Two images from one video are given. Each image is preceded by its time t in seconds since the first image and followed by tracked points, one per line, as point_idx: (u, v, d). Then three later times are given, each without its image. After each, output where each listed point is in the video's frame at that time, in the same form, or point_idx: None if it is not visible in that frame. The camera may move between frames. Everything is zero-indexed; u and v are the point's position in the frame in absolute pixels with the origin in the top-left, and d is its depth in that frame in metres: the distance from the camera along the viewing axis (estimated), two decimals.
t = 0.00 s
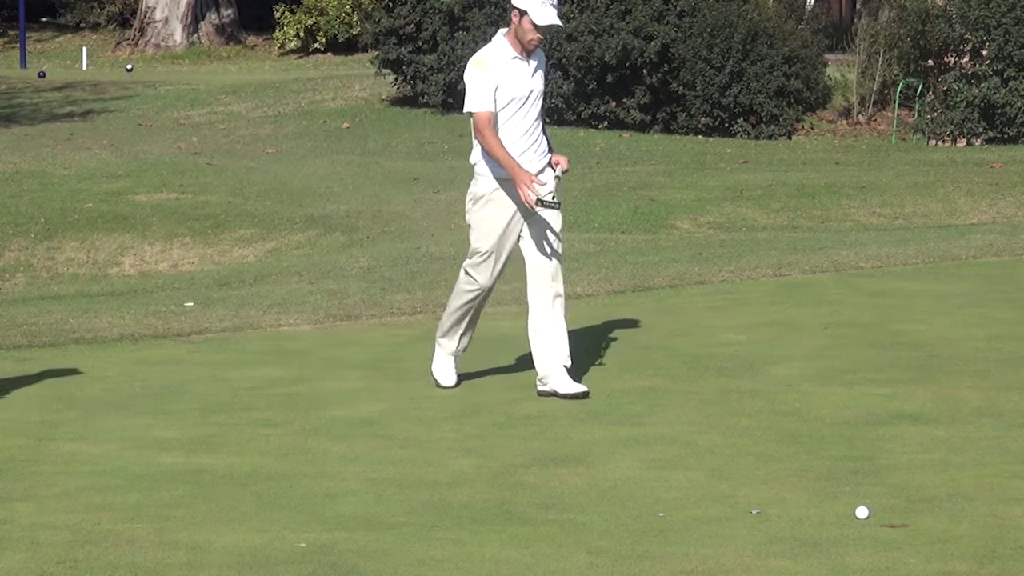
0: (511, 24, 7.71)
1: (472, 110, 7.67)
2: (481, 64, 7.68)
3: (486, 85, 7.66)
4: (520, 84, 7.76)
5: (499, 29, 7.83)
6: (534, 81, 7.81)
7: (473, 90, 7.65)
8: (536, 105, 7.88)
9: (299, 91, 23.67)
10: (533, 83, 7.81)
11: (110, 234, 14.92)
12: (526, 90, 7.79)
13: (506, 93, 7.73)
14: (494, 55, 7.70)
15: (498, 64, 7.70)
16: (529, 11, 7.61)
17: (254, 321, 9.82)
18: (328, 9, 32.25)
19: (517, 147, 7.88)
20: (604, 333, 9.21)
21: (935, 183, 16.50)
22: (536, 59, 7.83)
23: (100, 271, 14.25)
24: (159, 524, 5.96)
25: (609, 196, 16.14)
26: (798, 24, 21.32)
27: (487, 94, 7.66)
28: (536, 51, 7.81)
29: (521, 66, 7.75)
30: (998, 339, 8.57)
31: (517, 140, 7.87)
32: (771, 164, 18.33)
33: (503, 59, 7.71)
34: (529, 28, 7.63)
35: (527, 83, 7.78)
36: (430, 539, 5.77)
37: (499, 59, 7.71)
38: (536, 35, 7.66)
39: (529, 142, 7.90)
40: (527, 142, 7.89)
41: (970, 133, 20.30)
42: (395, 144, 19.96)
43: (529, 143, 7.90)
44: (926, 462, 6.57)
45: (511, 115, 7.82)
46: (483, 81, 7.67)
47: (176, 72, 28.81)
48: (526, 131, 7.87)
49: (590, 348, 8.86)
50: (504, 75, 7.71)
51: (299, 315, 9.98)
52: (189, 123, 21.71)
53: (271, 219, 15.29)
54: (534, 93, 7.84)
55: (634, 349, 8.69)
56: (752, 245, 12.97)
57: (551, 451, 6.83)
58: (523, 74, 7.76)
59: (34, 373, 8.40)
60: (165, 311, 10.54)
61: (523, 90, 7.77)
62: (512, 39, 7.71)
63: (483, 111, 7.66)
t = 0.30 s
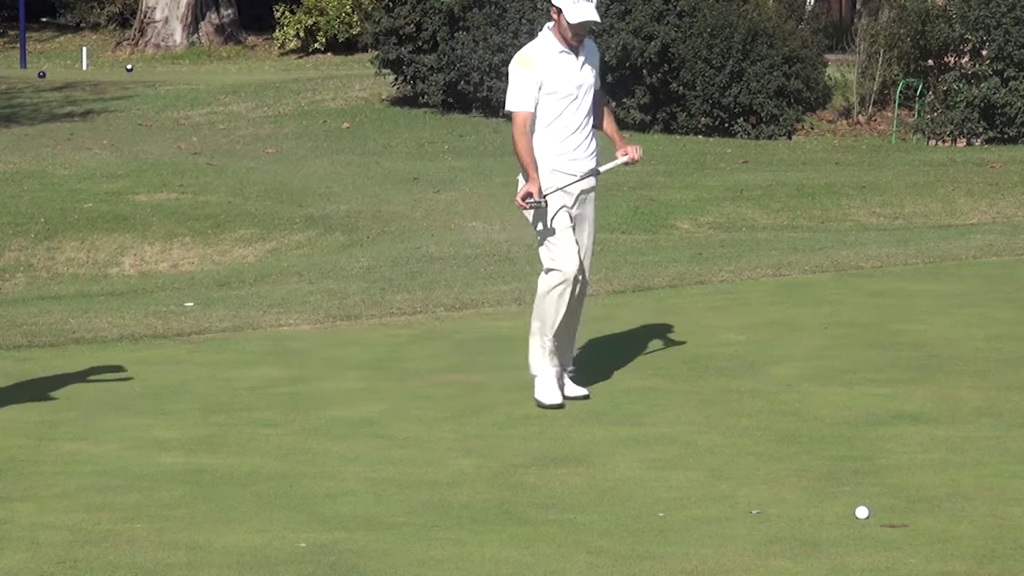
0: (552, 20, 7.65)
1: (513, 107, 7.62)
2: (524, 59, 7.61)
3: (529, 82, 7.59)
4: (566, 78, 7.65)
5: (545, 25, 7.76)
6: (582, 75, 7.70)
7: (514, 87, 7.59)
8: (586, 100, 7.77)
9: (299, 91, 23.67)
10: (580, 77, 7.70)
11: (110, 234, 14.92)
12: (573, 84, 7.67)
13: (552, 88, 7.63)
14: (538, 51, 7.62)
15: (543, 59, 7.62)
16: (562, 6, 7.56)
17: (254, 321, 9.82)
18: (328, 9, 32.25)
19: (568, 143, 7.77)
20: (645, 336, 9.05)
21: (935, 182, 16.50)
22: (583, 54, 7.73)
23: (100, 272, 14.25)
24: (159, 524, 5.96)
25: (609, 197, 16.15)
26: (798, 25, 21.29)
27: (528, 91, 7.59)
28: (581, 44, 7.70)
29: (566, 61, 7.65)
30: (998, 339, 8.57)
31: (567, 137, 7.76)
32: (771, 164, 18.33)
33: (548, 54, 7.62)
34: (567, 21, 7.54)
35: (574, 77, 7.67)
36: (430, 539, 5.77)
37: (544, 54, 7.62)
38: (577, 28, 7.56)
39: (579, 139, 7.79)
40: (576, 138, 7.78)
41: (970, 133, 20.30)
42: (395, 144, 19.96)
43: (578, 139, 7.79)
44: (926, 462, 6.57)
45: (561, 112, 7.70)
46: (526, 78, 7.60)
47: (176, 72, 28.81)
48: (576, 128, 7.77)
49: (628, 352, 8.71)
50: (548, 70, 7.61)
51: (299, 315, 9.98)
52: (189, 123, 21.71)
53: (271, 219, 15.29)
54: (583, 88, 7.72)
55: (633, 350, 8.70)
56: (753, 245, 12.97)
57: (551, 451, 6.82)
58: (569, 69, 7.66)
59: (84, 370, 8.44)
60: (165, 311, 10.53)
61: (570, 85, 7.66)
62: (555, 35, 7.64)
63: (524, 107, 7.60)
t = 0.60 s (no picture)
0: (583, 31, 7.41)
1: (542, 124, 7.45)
2: (555, 73, 7.40)
3: (559, 96, 7.39)
4: (601, 88, 7.38)
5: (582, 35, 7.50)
6: (618, 83, 7.40)
7: (543, 102, 7.41)
8: (628, 107, 7.45)
9: (299, 91, 23.67)
10: (617, 85, 7.40)
11: (110, 234, 14.93)
12: (608, 93, 7.38)
13: (584, 100, 7.39)
14: (569, 63, 7.39)
15: (573, 71, 7.38)
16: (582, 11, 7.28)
17: (254, 321, 9.81)
18: (328, 9, 32.27)
19: (611, 153, 7.47)
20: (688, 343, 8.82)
21: (935, 183, 16.50)
22: (620, 60, 7.42)
23: (101, 271, 14.23)
24: (160, 524, 5.97)
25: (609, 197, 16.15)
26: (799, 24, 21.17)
27: (556, 105, 7.39)
28: (617, 51, 7.40)
29: (599, 70, 7.38)
30: (998, 340, 8.56)
31: (608, 149, 7.48)
32: (772, 164, 18.31)
33: (579, 66, 7.37)
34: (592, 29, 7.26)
35: (608, 86, 7.38)
36: (431, 539, 5.77)
37: (574, 66, 7.38)
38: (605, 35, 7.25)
39: (622, 149, 7.50)
40: (618, 148, 7.49)
41: (970, 133, 20.27)
42: (395, 144, 19.95)
43: (622, 150, 7.49)
44: (926, 462, 6.57)
45: (598, 122, 7.43)
46: (556, 92, 7.40)
47: (176, 72, 28.84)
48: (619, 138, 7.47)
49: (671, 360, 8.48)
50: (579, 82, 7.37)
51: (299, 315, 9.97)
52: (189, 123, 21.71)
53: (271, 220, 15.28)
54: (622, 95, 7.41)
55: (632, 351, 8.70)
56: (752, 245, 12.96)
57: (551, 452, 6.82)
58: (603, 78, 7.38)
59: (111, 370, 8.42)
60: (165, 311, 10.53)
61: (605, 94, 7.38)
62: (586, 45, 7.37)
63: (553, 122, 7.42)
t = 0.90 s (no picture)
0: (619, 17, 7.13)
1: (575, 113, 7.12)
2: (589, 60, 7.09)
3: (592, 83, 7.08)
4: (635, 75, 7.08)
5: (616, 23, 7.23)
6: (653, 69, 7.11)
7: (578, 91, 7.09)
8: (662, 97, 7.13)
9: (299, 89, 23.66)
10: (652, 72, 7.10)
11: (110, 232, 14.93)
12: (642, 80, 7.08)
13: (618, 87, 7.09)
14: (603, 51, 7.08)
15: (607, 57, 7.08)
16: None
17: (254, 318, 9.81)
18: (328, 6, 32.28)
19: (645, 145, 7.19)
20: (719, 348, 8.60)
21: (936, 181, 16.47)
22: (656, 48, 7.13)
23: (100, 268, 14.20)
24: (160, 521, 5.97)
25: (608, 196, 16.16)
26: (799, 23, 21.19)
27: (592, 95, 7.08)
28: (653, 37, 7.12)
29: (633, 57, 7.08)
30: (998, 338, 8.55)
31: (638, 140, 7.17)
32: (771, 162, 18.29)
33: (613, 52, 7.08)
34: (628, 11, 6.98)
35: (642, 72, 7.09)
36: (428, 537, 5.77)
37: (608, 52, 7.08)
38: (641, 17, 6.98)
39: (653, 141, 7.18)
40: (650, 139, 7.17)
41: (970, 131, 20.28)
42: (394, 142, 19.94)
43: (653, 141, 7.18)
44: (925, 460, 6.57)
45: (634, 113, 7.12)
46: (590, 79, 7.08)
47: (176, 70, 28.83)
48: (651, 129, 7.15)
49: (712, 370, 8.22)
50: (613, 67, 7.07)
51: (299, 313, 9.97)
52: (189, 121, 21.70)
53: (271, 217, 15.27)
54: (656, 83, 7.11)
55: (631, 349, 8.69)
56: (752, 243, 12.94)
57: (550, 449, 6.82)
58: (638, 65, 7.09)
59: (127, 369, 8.38)
60: (165, 309, 10.52)
61: (638, 81, 7.08)
62: (621, 32, 7.09)
63: (589, 110, 7.09)
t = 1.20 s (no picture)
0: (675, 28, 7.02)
1: (624, 121, 6.97)
2: (643, 68, 6.96)
3: (645, 91, 6.95)
4: (688, 86, 6.97)
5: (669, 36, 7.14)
6: (707, 83, 6.99)
7: (630, 97, 6.96)
8: (711, 111, 7.02)
9: (300, 92, 23.72)
10: (704, 85, 6.99)
11: (112, 234, 14.98)
12: (695, 91, 6.97)
13: (670, 97, 6.97)
14: (658, 60, 6.97)
15: (662, 66, 6.97)
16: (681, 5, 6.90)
17: (255, 321, 9.86)
18: (329, 11, 32.35)
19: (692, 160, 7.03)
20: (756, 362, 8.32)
21: (932, 184, 16.55)
22: (710, 62, 7.03)
23: (104, 271, 14.23)
24: (163, 522, 6.02)
25: (606, 199, 16.22)
26: (796, 27, 21.20)
27: (644, 103, 6.95)
28: (708, 50, 7.02)
29: (688, 68, 6.98)
30: (994, 340, 8.61)
31: (683, 153, 7.03)
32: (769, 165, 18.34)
33: (667, 62, 6.97)
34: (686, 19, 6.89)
35: (696, 84, 6.98)
36: (430, 537, 5.82)
37: (663, 62, 6.97)
38: (699, 26, 6.89)
39: (700, 155, 7.03)
40: (697, 154, 7.03)
41: (966, 135, 20.19)
42: (395, 145, 20.00)
43: (701, 155, 7.03)
44: (922, 461, 6.62)
45: (685, 126, 7.00)
46: (643, 87, 6.95)
47: (177, 73, 28.88)
48: (697, 142, 7.02)
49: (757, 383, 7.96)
50: (666, 77, 6.95)
51: (300, 316, 10.02)
52: (191, 123, 21.74)
53: (273, 220, 15.32)
54: (709, 96, 7.00)
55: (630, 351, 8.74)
56: (749, 247, 13.00)
57: (549, 450, 6.87)
58: (692, 77, 6.98)
59: (148, 371, 8.41)
60: (167, 312, 10.57)
61: (689, 92, 6.96)
62: (678, 42, 6.99)
63: (639, 118, 6.96)
